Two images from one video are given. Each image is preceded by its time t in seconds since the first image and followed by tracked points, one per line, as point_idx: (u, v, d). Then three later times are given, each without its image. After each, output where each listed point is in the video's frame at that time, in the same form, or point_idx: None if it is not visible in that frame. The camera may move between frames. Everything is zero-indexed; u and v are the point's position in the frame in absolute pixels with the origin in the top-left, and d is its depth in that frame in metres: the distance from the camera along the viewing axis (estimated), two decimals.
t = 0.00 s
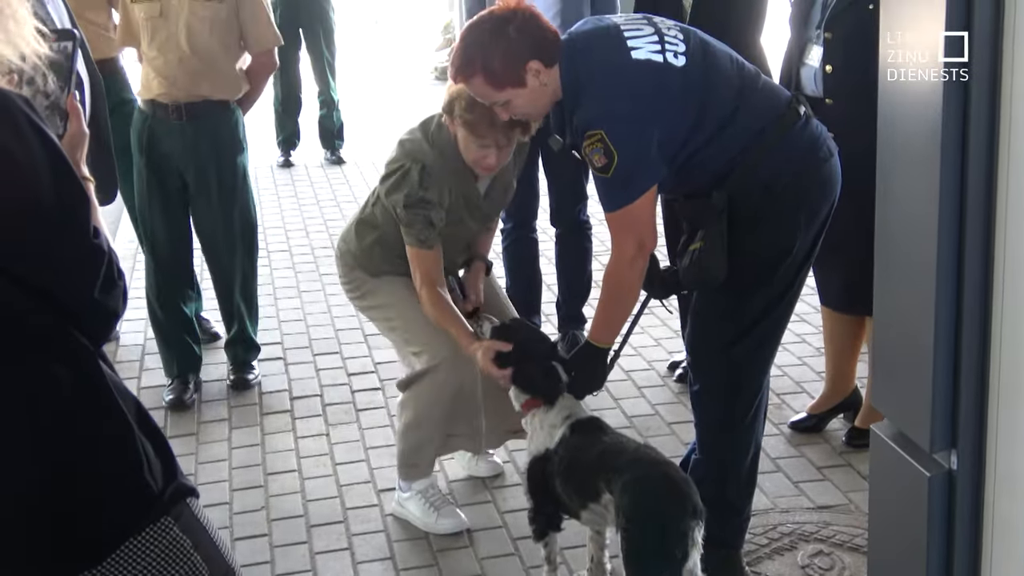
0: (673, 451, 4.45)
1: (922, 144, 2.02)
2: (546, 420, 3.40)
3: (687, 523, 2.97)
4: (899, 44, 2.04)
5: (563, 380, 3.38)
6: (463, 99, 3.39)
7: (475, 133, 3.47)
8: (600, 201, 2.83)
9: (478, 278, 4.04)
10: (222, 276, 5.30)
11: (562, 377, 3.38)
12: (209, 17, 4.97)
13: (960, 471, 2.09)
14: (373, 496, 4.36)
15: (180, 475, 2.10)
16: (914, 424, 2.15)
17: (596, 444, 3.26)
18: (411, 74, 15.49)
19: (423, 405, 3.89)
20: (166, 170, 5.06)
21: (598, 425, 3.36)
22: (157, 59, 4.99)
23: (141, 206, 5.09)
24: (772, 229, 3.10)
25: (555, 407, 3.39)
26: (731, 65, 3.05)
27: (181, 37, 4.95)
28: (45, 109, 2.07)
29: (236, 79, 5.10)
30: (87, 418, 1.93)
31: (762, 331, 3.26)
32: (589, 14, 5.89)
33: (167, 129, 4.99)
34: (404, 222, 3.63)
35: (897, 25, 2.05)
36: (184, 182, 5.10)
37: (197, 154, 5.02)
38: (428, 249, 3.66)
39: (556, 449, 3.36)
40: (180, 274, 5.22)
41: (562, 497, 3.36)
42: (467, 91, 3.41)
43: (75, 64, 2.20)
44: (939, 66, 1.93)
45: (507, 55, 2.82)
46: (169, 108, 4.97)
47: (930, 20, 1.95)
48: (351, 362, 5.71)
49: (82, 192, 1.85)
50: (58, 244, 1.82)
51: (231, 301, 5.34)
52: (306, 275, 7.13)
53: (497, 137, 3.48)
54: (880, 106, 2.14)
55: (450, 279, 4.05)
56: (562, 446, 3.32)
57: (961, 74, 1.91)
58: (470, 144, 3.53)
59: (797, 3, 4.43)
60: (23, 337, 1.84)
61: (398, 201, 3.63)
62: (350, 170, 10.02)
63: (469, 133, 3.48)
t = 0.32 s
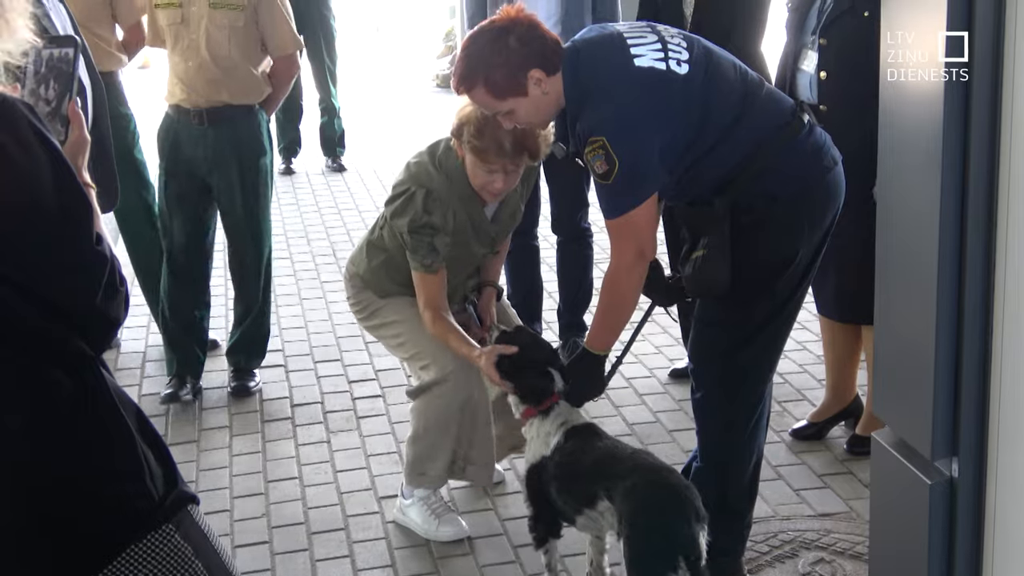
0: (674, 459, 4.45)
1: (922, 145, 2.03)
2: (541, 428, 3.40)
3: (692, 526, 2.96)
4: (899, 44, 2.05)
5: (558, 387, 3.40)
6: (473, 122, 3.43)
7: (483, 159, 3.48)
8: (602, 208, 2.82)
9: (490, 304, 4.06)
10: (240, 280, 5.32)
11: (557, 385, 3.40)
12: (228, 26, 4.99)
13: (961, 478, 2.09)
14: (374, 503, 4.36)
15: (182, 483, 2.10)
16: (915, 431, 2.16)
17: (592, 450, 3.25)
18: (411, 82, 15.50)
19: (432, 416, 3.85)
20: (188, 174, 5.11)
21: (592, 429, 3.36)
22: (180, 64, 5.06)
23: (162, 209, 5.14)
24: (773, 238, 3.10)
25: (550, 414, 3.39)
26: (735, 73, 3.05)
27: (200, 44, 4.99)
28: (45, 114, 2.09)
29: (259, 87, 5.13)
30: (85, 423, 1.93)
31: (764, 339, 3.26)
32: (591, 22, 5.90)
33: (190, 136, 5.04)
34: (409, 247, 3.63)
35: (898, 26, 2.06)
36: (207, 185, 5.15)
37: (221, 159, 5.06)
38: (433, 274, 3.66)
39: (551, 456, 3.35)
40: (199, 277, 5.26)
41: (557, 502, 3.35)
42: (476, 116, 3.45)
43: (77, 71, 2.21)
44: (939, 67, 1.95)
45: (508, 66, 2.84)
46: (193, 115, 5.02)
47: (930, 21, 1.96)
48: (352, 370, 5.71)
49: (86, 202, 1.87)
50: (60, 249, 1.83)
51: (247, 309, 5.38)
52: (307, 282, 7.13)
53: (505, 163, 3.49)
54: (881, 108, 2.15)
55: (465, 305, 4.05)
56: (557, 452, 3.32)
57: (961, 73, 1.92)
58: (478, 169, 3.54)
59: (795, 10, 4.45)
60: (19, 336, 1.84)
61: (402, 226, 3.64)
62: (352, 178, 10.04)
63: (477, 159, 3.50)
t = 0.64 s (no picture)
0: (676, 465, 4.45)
1: (922, 148, 2.03)
2: (540, 434, 3.40)
3: (696, 528, 2.94)
4: (900, 44, 2.06)
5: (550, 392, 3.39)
6: (474, 133, 3.42)
7: (484, 169, 3.48)
8: (603, 214, 2.82)
9: (489, 311, 4.05)
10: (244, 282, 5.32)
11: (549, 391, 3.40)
12: (237, 34, 5.02)
13: (962, 484, 2.09)
14: (375, 510, 4.36)
15: (184, 489, 2.11)
16: (915, 436, 2.16)
17: (594, 452, 3.24)
18: (412, 88, 15.52)
19: (431, 423, 3.84)
20: (195, 175, 5.12)
21: (591, 432, 3.36)
22: (189, 68, 5.10)
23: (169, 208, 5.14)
24: (776, 244, 3.11)
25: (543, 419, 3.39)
26: (738, 79, 3.05)
27: (211, 50, 5.03)
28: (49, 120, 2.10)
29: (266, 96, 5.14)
30: (88, 426, 1.93)
31: (767, 345, 3.26)
32: (591, 28, 5.91)
33: (200, 136, 5.04)
34: (407, 255, 3.64)
35: (898, 27, 2.06)
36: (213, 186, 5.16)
37: (228, 162, 5.07)
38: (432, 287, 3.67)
39: (551, 458, 3.34)
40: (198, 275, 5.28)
41: (559, 505, 3.34)
42: (479, 125, 3.43)
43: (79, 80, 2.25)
44: (938, 67, 1.95)
45: (507, 73, 2.84)
46: (202, 115, 5.04)
47: (929, 23, 1.97)
48: (351, 375, 5.71)
49: (89, 208, 1.88)
50: (62, 254, 1.84)
51: (249, 315, 5.37)
52: (307, 288, 7.13)
53: (507, 173, 3.49)
54: (883, 114, 2.16)
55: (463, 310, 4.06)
56: (558, 454, 3.31)
57: (961, 73, 1.92)
58: (479, 178, 3.55)
59: (792, 15, 4.45)
60: (19, 338, 1.84)
61: (401, 237, 3.65)
62: (352, 184, 10.05)
63: (478, 169, 3.50)
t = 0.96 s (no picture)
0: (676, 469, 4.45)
1: (922, 150, 2.03)
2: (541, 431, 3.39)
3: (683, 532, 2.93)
4: (900, 44, 2.06)
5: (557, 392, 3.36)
6: (472, 137, 3.43)
7: (483, 172, 3.48)
8: (604, 218, 2.82)
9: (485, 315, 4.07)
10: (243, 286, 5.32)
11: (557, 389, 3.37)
12: (239, 37, 5.01)
13: (962, 488, 2.09)
14: (375, 514, 4.36)
15: (186, 493, 2.10)
16: (916, 440, 2.16)
17: (592, 452, 3.25)
18: (411, 93, 15.53)
19: (428, 427, 3.83)
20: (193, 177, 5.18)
21: (595, 435, 3.35)
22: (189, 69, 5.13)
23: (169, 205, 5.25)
24: (778, 250, 3.11)
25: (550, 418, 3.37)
26: (740, 85, 3.05)
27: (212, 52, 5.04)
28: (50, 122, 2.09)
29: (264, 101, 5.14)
30: (90, 427, 1.93)
31: (767, 351, 3.26)
32: (592, 33, 5.92)
33: (195, 140, 5.10)
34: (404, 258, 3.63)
35: (898, 27, 2.06)
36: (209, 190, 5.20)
37: (222, 165, 5.10)
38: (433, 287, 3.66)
39: (551, 455, 3.34)
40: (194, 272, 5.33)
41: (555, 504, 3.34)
42: (476, 128, 3.44)
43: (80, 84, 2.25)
44: (938, 67, 1.95)
45: (507, 82, 2.85)
46: (197, 118, 5.09)
47: (929, 24, 1.97)
48: (351, 380, 5.71)
49: (89, 211, 1.88)
50: (64, 259, 1.83)
51: (249, 316, 5.36)
52: (307, 292, 7.13)
53: (505, 177, 3.49)
54: (882, 118, 2.16)
55: (461, 313, 4.07)
56: (562, 451, 3.31)
57: (961, 73, 1.92)
58: (478, 182, 3.54)
59: (792, 20, 4.46)
60: (19, 341, 1.84)
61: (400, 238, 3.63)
62: (352, 188, 10.06)
63: (477, 172, 3.50)
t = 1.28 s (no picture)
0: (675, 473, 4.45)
1: (921, 152, 2.03)
2: (529, 435, 3.41)
3: (675, 533, 2.93)
4: (900, 45, 2.06)
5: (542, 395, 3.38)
6: (471, 135, 3.44)
7: (482, 169, 3.48)
8: (602, 222, 2.82)
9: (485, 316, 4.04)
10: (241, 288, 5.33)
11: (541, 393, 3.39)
12: (232, 38, 5.04)
13: (961, 492, 2.10)
14: (374, 518, 4.36)
15: (186, 496, 2.11)
16: (915, 444, 2.16)
17: (578, 456, 3.25)
18: (412, 96, 15.53)
19: (426, 429, 3.83)
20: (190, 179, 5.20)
21: (580, 436, 3.35)
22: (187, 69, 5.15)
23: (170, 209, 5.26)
24: (778, 255, 3.11)
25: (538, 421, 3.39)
26: (739, 89, 3.05)
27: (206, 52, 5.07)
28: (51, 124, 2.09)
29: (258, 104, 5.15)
30: (93, 431, 1.93)
31: (767, 356, 3.26)
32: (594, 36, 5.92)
33: (192, 143, 5.12)
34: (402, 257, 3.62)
35: (898, 27, 2.06)
36: (207, 193, 5.21)
37: (217, 166, 5.11)
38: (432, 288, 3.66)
39: (539, 461, 3.34)
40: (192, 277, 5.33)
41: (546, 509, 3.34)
42: (475, 127, 3.45)
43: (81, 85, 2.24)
44: (938, 66, 1.95)
45: (507, 83, 2.83)
46: (194, 122, 5.10)
47: (930, 24, 1.97)
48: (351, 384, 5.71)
49: (91, 213, 1.88)
50: (63, 262, 1.83)
51: (245, 318, 5.37)
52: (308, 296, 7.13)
53: (504, 174, 3.49)
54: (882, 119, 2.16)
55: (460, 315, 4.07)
56: (545, 459, 3.31)
57: (961, 73, 1.92)
58: (477, 180, 3.54)
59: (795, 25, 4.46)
60: (18, 341, 1.84)
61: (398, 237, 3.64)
62: (352, 192, 10.06)
63: (475, 170, 3.50)
